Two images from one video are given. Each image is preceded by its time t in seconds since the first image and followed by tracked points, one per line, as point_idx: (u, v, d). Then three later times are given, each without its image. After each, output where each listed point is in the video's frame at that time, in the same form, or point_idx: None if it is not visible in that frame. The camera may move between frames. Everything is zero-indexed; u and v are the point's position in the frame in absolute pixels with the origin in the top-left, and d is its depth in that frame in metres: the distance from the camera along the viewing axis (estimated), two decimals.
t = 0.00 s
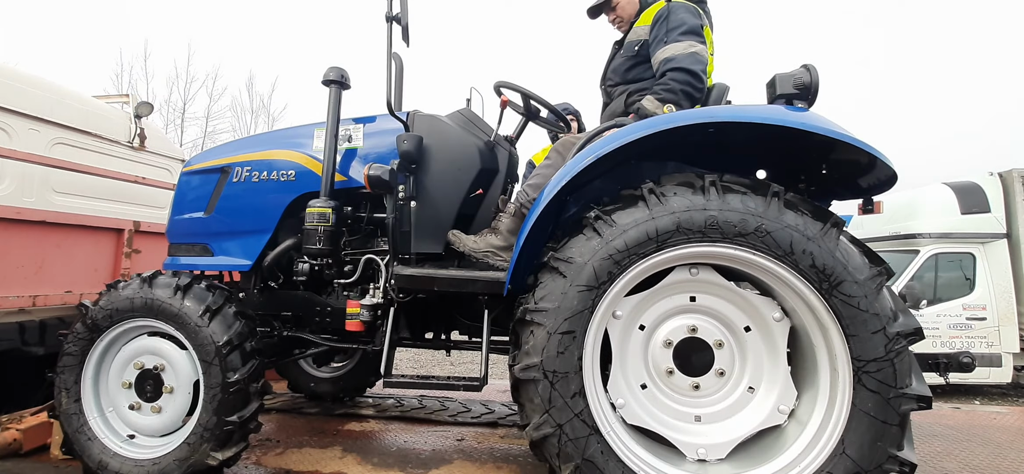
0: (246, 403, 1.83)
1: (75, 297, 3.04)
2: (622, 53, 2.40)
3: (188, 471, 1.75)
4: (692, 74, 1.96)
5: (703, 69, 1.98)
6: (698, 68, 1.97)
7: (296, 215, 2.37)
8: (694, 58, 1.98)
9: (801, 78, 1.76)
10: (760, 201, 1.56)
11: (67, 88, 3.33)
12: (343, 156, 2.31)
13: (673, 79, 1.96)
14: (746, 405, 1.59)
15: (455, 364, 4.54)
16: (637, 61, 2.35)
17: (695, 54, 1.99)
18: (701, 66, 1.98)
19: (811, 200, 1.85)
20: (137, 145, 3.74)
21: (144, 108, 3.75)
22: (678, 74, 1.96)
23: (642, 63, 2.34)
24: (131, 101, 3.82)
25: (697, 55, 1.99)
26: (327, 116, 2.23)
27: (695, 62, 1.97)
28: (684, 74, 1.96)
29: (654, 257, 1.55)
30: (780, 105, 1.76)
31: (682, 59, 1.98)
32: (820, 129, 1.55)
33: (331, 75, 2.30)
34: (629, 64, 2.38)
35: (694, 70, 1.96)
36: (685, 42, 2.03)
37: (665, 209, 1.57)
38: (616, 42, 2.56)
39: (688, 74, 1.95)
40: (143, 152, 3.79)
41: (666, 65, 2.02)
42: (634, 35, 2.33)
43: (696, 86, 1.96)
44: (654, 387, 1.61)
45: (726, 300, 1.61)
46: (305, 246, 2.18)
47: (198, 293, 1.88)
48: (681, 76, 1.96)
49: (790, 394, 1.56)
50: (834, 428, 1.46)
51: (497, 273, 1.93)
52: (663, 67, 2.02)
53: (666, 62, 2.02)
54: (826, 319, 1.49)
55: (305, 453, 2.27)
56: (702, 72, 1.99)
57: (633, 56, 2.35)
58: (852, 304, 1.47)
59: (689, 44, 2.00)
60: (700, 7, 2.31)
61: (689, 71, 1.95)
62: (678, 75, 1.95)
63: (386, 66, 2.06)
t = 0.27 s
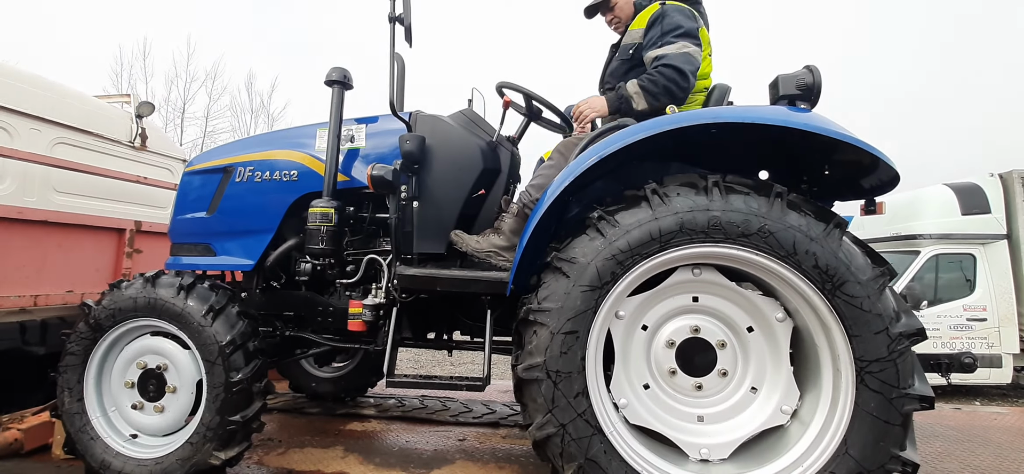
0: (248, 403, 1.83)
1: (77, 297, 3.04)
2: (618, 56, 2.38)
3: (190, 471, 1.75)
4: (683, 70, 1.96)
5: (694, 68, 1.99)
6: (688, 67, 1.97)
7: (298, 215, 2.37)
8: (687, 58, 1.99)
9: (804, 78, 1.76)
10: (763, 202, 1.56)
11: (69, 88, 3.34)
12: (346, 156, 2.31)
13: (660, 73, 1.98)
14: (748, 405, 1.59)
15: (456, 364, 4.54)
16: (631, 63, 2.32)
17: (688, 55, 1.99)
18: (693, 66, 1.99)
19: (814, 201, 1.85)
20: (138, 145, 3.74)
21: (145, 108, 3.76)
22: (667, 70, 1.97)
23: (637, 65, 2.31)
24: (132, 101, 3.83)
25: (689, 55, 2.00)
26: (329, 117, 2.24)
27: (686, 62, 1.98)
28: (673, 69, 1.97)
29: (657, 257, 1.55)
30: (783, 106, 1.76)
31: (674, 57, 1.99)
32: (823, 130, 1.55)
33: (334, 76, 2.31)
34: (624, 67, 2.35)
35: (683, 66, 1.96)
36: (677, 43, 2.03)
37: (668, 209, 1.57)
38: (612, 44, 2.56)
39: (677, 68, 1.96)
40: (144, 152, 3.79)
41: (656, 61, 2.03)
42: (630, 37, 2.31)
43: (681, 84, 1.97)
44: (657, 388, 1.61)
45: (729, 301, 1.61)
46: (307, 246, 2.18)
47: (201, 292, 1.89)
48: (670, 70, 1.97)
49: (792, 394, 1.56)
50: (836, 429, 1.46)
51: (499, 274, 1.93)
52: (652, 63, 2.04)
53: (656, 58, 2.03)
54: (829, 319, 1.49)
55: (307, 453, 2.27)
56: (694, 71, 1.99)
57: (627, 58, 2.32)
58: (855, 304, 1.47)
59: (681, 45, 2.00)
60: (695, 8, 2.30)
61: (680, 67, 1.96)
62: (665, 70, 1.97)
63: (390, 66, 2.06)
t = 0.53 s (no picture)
0: (249, 403, 1.83)
1: (77, 297, 3.03)
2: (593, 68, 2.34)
3: (191, 471, 1.74)
4: (597, 91, 1.91)
5: (614, 88, 1.91)
6: (605, 87, 1.91)
7: (298, 215, 2.37)
8: (606, 79, 1.92)
9: (805, 78, 1.76)
10: (764, 202, 1.56)
11: (68, 88, 3.33)
12: (346, 156, 2.31)
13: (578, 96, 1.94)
14: (749, 405, 1.59)
15: (456, 364, 4.53)
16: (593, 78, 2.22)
17: (610, 75, 1.92)
18: (612, 86, 1.91)
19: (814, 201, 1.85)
20: (138, 145, 3.74)
21: (144, 108, 3.75)
22: (583, 91, 1.93)
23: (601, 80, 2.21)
24: (132, 101, 3.82)
25: (613, 75, 1.92)
26: (330, 116, 2.24)
27: (606, 81, 1.92)
28: (589, 90, 1.93)
29: (658, 257, 1.55)
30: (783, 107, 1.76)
31: (596, 77, 1.94)
32: (825, 130, 1.55)
33: (335, 75, 2.31)
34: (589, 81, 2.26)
35: (598, 89, 1.91)
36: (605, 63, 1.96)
37: (669, 209, 1.57)
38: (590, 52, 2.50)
39: (591, 90, 1.91)
40: (143, 151, 3.78)
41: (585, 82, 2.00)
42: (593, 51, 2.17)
43: (596, 106, 1.91)
44: (658, 388, 1.61)
45: (729, 301, 1.62)
46: (307, 246, 2.18)
47: (201, 292, 1.88)
48: (585, 93, 1.94)
49: (793, 394, 1.56)
50: (837, 429, 1.46)
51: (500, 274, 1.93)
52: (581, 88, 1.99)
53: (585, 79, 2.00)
54: (830, 319, 1.49)
55: (306, 453, 2.27)
56: (615, 92, 1.92)
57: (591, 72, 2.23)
58: (856, 304, 1.47)
59: (604, 64, 1.94)
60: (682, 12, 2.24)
61: (596, 89, 1.91)
62: (583, 95, 1.92)
63: (391, 66, 2.06)
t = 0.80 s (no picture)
0: (250, 404, 1.83)
1: (78, 297, 3.03)
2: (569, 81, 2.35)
3: (191, 471, 1.75)
4: (556, 117, 1.99)
5: (572, 111, 1.97)
6: (564, 113, 1.98)
7: (299, 216, 2.37)
8: (564, 105, 1.98)
9: (805, 81, 1.77)
10: (764, 204, 1.57)
11: (68, 88, 3.33)
12: (346, 157, 2.32)
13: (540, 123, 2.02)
14: (749, 406, 1.60)
15: (455, 365, 4.54)
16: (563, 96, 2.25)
17: (569, 100, 1.98)
18: (569, 109, 1.98)
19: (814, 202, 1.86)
20: (138, 145, 3.74)
21: (145, 108, 3.75)
22: (545, 119, 2.00)
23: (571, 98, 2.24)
24: (132, 101, 3.82)
25: (570, 100, 1.98)
26: (330, 117, 2.24)
27: (564, 107, 1.98)
28: (551, 118, 1.99)
29: (658, 258, 1.55)
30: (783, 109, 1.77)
31: (556, 104, 2.00)
32: (825, 132, 1.56)
33: (335, 76, 2.31)
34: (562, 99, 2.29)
35: (558, 116, 1.99)
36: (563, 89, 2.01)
37: (670, 211, 1.58)
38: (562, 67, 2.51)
39: (550, 117, 1.99)
40: (143, 151, 3.78)
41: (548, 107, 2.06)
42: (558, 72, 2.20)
43: (559, 131, 1.99)
44: (658, 389, 1.62)
45: (729, 302, 1.62)
46: (308, 246, 2.18)
47: (202, 293, 1.89)
48: (546, 120, 2.01)
49: (793, 396, 1.57)
50: (836, 430, 1.47)
51: (500, 275, 1.94)
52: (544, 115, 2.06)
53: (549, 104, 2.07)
54: (830, 321, 1.50)
55: (306, 454, 2.27)
56: (573, 114, 1.98)
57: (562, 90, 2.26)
58: (855, 306, 1.48)
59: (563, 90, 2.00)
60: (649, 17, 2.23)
61: (554, 117, 1.99)
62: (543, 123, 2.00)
63: (391, 67, 2.06)
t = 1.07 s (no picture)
0: (249, 401, 1.84)
1: (77, 295, 3.04)
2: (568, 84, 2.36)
3: (191, 468, 1.75)
4: (558, 121, 1.98)
5: (574, 114, 1.97)
6: (566, 116, 1.97)
7: (298, 215, 2.38)
8: (566, 107, 1.98)
9: (802, 83, 1.79)
10: (762, 204, 1.58)
11: (68, 86, 3.34)
12: (346, 156, 2.33)
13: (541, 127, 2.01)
14: (745, 406, 1.61)
15: (454, 364, 4.54)
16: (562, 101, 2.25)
17: (569, 103, 1.98)
18: (571, 112, 1.97)
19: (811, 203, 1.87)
20: (138, 143, 3.75)
21: (144, 106, 3.75)
22: (546, 123, 2.00)
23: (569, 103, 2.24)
24: (132, 99, 3.83)
25: (572, 102, 1.97)
26: (330, 116, 2.25)
27: (565, 110, 1.98)
28: (552, 121, 1.99)
29: (657, 258, 1.56)
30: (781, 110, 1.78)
31: (557, 107, 1.99)
32: (822, 134, 1.57)
33: (336, 76, 2.32)
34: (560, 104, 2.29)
35: (560, 119, 1.98)
36: (565, 91, 2.01)
37: (668, 211, 1.59)
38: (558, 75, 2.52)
39: (551, 120, 1.98)
40: (143, 150, 3.78)
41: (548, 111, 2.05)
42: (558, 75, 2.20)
43: (562, 134, 1.98)
44: (655, 388, 1.63)
45: (727, 302, 1.63)
46: (308, 245, 2.19)
47: (202, 291, 1.90)
48: (548, 123, 2.01)
49: (789, 395, 1.58)
50: (832, 429, 1.48)
51: (499, 274, 1.95)
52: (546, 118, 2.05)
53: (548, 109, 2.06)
54: (826, 321, 1.51)
55: (305, 452, 2.28)
56: (575, 117, 1.97)
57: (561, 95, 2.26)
58: (851, 306, 1.49)
59: (564, 93, 2.00)
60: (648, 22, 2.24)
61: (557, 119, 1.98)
62: (546, 126, 1.99)
63: (392, 67, 2.07)
